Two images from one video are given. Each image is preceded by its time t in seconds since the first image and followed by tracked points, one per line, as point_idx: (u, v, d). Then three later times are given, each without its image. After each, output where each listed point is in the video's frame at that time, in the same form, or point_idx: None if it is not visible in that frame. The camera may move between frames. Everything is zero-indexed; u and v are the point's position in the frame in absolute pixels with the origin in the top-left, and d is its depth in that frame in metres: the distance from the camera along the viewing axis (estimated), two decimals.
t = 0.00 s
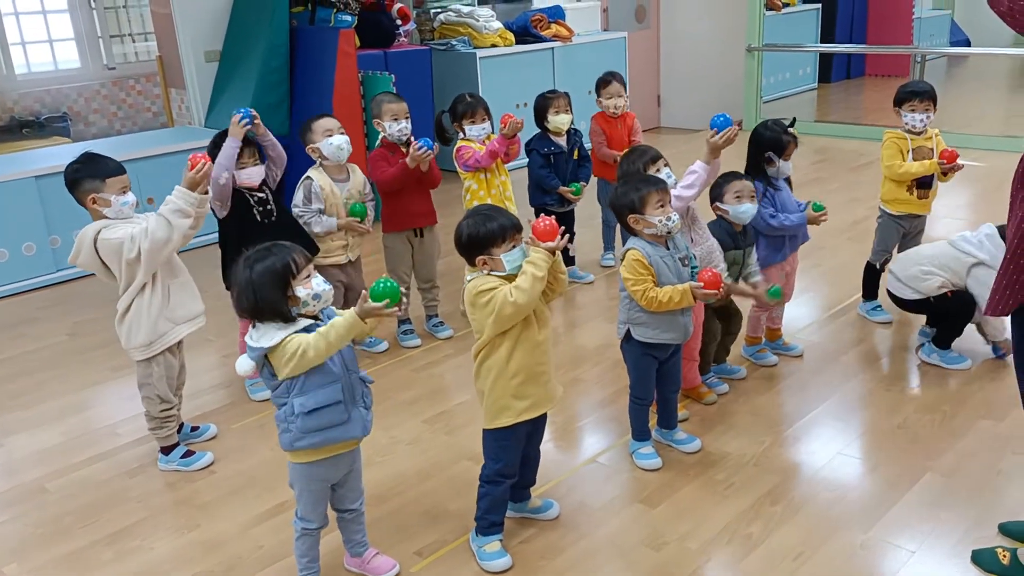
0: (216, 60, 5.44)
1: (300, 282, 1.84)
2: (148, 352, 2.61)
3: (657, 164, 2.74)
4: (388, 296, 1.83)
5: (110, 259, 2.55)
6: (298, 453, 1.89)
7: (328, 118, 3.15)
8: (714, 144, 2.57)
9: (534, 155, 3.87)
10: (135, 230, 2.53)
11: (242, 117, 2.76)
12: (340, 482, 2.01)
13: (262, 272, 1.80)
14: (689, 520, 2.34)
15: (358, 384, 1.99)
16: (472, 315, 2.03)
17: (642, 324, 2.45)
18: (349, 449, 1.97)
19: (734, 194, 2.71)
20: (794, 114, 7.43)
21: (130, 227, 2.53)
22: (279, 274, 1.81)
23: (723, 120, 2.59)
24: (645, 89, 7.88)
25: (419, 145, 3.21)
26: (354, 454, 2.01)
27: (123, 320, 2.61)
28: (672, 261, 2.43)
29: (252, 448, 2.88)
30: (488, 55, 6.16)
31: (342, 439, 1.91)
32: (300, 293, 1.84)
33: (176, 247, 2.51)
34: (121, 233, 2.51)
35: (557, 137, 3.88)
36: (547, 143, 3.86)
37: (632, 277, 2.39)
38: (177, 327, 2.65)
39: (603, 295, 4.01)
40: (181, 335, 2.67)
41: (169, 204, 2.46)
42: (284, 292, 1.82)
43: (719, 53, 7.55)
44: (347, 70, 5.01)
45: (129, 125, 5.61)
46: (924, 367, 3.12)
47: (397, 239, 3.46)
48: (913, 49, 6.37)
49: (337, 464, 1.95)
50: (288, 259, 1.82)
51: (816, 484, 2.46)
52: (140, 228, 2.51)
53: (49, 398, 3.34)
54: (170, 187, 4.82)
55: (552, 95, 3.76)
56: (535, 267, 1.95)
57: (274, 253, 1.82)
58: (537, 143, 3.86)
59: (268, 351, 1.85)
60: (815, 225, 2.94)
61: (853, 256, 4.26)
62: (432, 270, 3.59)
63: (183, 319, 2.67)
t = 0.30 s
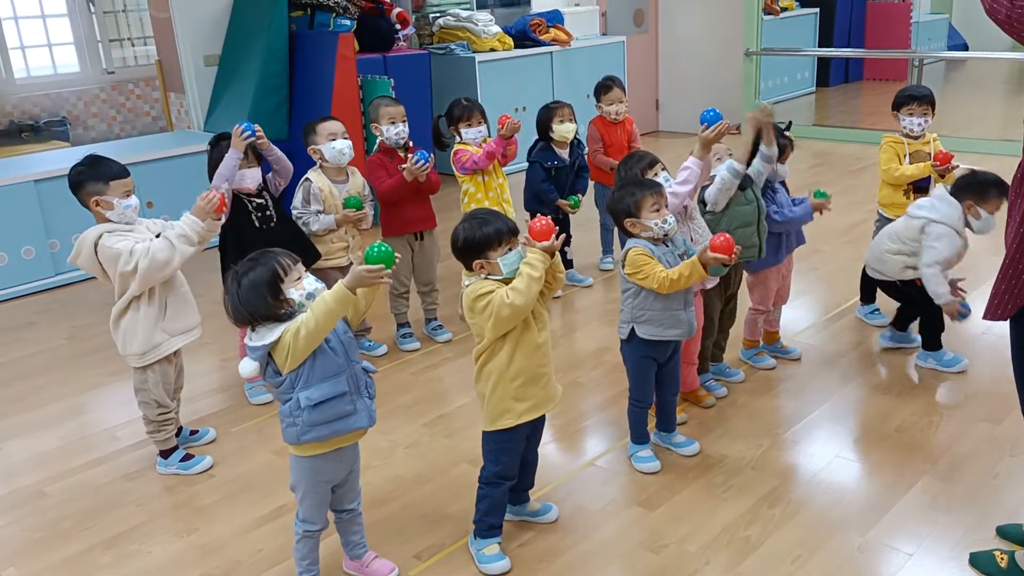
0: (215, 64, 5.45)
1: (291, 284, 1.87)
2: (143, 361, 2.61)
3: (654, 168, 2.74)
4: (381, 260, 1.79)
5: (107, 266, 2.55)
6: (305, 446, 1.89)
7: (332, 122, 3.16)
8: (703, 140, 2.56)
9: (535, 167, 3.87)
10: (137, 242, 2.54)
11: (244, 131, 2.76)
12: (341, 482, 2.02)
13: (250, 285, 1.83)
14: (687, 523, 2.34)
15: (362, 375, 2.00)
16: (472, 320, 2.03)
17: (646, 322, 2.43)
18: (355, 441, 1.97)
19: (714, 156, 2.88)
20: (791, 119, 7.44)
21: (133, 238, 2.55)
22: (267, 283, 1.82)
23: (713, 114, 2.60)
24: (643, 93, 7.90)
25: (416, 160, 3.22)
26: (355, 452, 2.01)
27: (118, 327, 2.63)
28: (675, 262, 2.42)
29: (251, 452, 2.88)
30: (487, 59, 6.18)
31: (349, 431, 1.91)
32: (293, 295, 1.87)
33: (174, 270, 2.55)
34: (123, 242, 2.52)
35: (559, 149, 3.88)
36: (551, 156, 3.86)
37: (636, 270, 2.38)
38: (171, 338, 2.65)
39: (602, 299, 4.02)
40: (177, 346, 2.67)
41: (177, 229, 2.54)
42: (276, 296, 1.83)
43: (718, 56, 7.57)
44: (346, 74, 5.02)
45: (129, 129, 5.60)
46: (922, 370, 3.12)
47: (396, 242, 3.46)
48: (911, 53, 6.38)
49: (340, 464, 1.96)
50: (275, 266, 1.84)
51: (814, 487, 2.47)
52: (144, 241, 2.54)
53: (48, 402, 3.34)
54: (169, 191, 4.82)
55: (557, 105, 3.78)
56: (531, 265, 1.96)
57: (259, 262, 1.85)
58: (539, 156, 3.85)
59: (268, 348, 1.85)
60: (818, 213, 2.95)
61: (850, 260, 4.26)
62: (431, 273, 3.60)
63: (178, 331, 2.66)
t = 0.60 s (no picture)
0: (217, 67, 5.46)
1: (289, 289, 1.88)
2: (143, 370, 2.62)
3: (655, 170, 2.74)
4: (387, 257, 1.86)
5: (103, 270, 2.54)
6: (308, 447, 1.89)
7: (334, 123, 3.16)
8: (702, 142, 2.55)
9: (539, 169, 3.84)
10: (139, 254, 2.55)
11: (248, 131, 2.80)
12: (343, 484, 2.02)
13: (247, 285, 1.84)
14: (689, 525, 2.34)
15: (361, 373, 2.00)
16: (475, 317, 2.03)
17: (651, 320, 2.42)
18: (357, 439, 1.98)
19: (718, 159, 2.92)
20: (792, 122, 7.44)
21: (135, 250, 2.55)
22: (265, 285, 1.83)
23: (713, 118, 2.54)
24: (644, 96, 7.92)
25: (422, 190, 3.23)
26: (357, 452, 2.01)
27: (116, 339, 2.63)
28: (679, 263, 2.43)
29: (254, 454, 2.88)
30: (488, 61, 6.19)
31: (351, 429, 1.92)
32: (291, 300, 1.88)
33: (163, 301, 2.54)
34: (125, 253, 2.53)
35: (564, 151, 3.87)
36: (555, 157, 3.84)
37: (637, 265, 2.37)
38: (169, 349, 2.65)
39: (603, 301, 4.02)
40: (175, 356, 2.67)
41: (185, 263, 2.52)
42: (272, 298, 1.84)
43: (719, 59, 7.58)
44: (347, 76, 5.03)
45: (131, 131, 5.61)
46: (924, 372, 3.13)
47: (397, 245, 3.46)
48: (912, 55, 6.39)
49: (342, 466, 1.96)
50: (272, 268, 1.85)
51: (816, 490, 2.47)
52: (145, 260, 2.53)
53: (50, 404, 3.34)
54: (171, 193, 4.83)
55: (558, 108, 3.79)
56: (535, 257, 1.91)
57: (257, 263, 1.86)
58: (544, 157, 3.83)
59: (267, 349, 1.86)
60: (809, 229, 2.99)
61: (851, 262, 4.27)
62: (431, 275, 3.60)
63: (177, 341, 2.66)
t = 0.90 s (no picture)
0: (221, 67, 5.47)
1: (286, 287, 1.88)
2: (147, 374, 2.63)
3: (658, 171, 2.74)
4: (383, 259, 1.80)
5: (107, 270, 2.54)
6: (307, 446, 1.89)
7: (343, 127, 3.16)
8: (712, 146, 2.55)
9: (546, 170, 3.85)
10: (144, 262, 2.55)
11: (259, 131, 2.80)
12: (344, 486, 2.02)
13: (245, 288, 1.84)
14: (693, 526, 2.34)
15: (361, 372, 2.00)
16: (477, 317, 2.03)
17: (656, 318, 2.42)
18: (357, 439, 1.97)
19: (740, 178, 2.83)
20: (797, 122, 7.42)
21: (141, 258, 2.55)
22: (263, 286, 1.83)
23: (721, 121, 2.55)
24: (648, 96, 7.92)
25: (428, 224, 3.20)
26: (357, 453, 2.01)
27: (120, 345, 2.64)
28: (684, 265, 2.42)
29: (257, 453, 2.89)
30: (493, 62, 6.19)
31: (351, 428, 1.91)
32: (287, 298, 1.87)
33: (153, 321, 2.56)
34: (132, 260, 2.52)
35: (571, 152, 3.87)
36: (562, 158, 3.85)
37: (642, 263, 2.38)
38: (173, 353, 2.65)
39: (608, 301, 4.02)
40: (179, 361, 2.67)
41: (184, 295, 2.56)
42: (271, 298, 1.84)
43: (723, 59, 7.58)
44: (352, 77, 5.04)
45: (135, 132, 5.62)
46: (929, 373, 3.12)
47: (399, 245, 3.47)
48: (916, 55, 6.39)
49: (343, 467, 1.96)
50: (269, 268, 1.85)
51: (820, 491, 2.47)
52: (149, 272, 2.54)
53: (54, 404, 3.35)
54: (176, 193, 4.84)
55: (563, 110, 3.81)
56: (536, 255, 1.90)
57: (255, 264, 1.86)
58: (551, 158, 3.84)
59: (267, 347, 1.86)
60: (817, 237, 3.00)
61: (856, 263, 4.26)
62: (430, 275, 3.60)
63: (181, 346, 2.66)
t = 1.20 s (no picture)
0: (225, 66, 5.47)
1: (285, 287, 1.89)
2: (147, 375, 2.62)
3: (662, 171, 2.74)
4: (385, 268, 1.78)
5: (109, 269, 2.54)
6: (307, 448, 1.89)
7: (344, 126, 3.15)
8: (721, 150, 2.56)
9: (552, 172, 3.85)
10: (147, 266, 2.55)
11: (276, 135, 2.79)
12: (347, 489, 2.02)
13: (246, 290, 1.86)
14: (695, 527, 2.34)
15: (363, 375, 2.00)
16: (478, 318, 2.04)
17: (659, 315, 2.42)
18: (358, 442, 1.97)
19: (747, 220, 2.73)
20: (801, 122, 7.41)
21: (144, 260, 2.55)
22: (263, 289, 1.85)
23: (733, 124, 2.55)
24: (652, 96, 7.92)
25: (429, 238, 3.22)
26: (359, 456, 2.01)
27: (118, 346, 2.64)
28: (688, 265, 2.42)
29: (260, 453, 2.89)
30: (496, 61, 6.19)
31: (352, 431, 1.91)
32: (286, 299, 1.88)
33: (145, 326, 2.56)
34: (133, 262, 2.52)
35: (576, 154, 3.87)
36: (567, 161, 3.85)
37: (645, 263, 2.38)
38: (173, 355, 2.65)
39: (611, 301, 4.02)
40: (178, 363, 2.67)
41: (179, 303, 2.56)
42: (270, 299, 1.86)
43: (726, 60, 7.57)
44: (355, 76, 5.04)
45: (139, 131, 5.63)
46: (932, 374, 3.12)
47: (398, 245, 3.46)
48: (920, 56, 6.38)
49: (345, 470, 1.96)
50: (269, 270, 1.87)
51: (822, 492, 2.46)
52: (150, 277, 2.54)
53: (58, 403, 3.35)
54: (179, 193, 4.85)
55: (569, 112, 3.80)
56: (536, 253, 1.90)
57: (255, 267, 1.87)
58: (557, 161, 3.84)
59: (268, 349, 1.86)
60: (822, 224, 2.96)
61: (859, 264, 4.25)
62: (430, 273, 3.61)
63: (180, 347, 2.66)
